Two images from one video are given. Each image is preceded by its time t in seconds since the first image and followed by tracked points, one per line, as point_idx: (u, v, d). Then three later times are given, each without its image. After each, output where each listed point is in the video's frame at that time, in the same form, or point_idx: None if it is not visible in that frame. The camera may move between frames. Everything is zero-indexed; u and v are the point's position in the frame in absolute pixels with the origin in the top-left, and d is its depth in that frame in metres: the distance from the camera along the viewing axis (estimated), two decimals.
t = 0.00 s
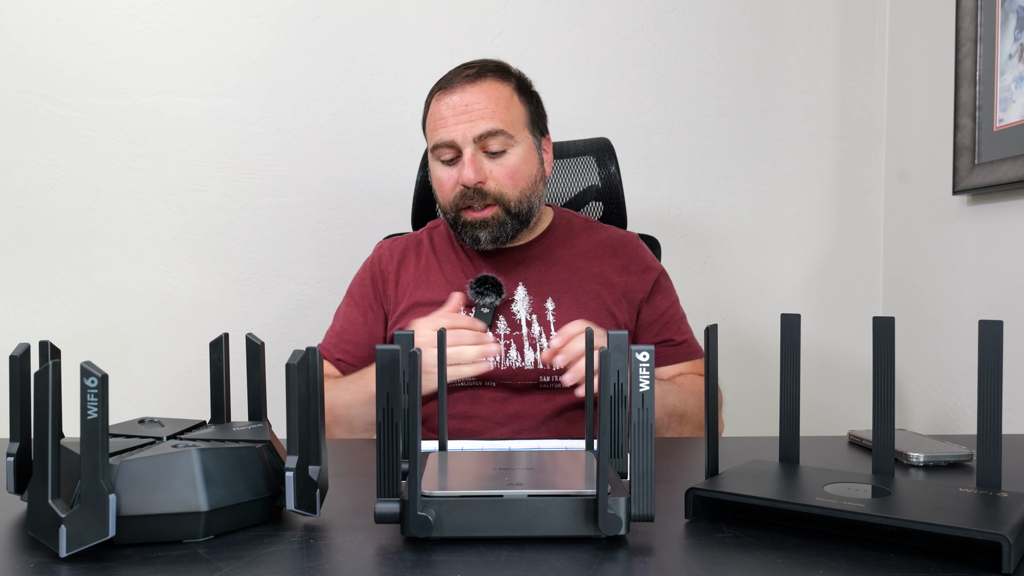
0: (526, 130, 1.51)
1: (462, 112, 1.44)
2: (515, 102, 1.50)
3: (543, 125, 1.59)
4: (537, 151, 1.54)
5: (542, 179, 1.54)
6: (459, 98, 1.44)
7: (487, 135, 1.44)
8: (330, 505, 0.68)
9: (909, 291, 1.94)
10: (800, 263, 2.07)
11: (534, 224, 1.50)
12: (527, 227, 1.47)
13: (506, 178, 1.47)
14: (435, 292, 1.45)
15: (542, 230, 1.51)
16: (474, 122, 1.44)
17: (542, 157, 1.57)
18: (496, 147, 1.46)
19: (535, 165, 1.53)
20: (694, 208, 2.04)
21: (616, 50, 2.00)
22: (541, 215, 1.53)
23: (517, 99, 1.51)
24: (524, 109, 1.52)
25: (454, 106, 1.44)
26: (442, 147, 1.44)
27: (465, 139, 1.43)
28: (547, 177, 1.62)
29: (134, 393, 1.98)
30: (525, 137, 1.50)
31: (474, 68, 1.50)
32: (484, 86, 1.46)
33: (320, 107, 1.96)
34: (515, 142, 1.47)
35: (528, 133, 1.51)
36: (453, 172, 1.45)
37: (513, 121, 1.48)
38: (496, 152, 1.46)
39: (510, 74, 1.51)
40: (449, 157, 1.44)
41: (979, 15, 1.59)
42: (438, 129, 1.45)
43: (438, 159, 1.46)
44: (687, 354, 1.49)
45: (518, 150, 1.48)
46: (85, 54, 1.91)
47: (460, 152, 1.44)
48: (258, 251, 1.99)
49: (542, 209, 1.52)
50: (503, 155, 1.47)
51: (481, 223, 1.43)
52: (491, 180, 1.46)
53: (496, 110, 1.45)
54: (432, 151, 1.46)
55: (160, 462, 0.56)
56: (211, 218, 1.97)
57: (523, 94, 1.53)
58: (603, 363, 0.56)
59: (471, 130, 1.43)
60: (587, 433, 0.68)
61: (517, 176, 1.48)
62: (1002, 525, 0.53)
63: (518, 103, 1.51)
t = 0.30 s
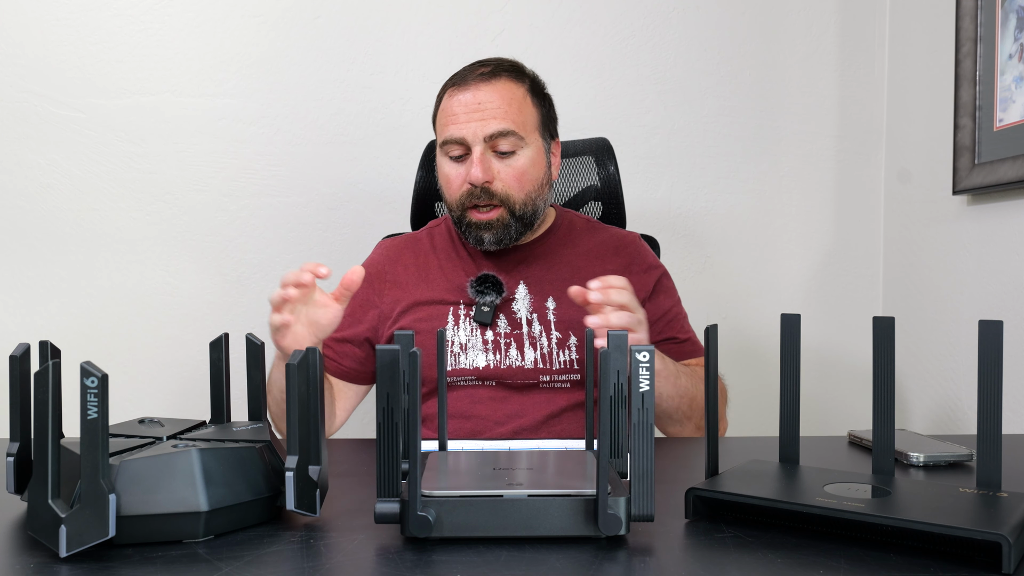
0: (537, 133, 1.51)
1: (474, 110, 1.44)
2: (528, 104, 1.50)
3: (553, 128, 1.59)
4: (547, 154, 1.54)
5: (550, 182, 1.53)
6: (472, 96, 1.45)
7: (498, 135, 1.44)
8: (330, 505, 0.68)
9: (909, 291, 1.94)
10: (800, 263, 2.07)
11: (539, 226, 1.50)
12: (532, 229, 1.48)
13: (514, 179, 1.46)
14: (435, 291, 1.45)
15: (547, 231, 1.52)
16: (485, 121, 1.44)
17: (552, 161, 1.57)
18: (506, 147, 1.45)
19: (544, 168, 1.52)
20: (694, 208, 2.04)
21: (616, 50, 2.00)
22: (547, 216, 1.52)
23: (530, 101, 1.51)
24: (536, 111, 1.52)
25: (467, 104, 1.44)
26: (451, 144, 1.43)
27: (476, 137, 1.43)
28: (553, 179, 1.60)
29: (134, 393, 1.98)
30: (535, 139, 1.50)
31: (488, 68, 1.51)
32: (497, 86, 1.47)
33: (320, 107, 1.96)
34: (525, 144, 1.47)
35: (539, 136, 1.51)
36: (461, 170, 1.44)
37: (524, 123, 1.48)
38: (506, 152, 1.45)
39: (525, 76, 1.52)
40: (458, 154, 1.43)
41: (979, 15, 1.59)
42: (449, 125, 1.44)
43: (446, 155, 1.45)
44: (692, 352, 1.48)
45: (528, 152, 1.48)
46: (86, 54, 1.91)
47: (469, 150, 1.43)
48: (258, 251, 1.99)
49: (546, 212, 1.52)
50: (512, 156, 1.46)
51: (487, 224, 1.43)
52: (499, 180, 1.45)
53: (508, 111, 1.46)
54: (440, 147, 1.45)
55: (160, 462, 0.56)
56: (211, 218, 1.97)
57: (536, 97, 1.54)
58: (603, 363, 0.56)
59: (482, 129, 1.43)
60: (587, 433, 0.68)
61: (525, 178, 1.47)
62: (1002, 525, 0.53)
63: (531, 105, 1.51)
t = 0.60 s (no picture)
0: (537, 130, 1.51)
1: (474, 106, 1.44)
2: (528, 101, 1.50)
3: (554, 126, 1.59)
4: (547, 151, 1.54)
5: (550, 180, 1.53)
6: (472, 92, 1.45)
7: (497, 131, 1.44)
8: (330, 505, 0.68)
9: (910, 291, 1.94)
10: (800, 263, 2.07)
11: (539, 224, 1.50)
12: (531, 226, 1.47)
13: (513, 176, 1.46)
14: (434, 290, 1.45)
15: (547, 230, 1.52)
16: (485, 117, 1.44)
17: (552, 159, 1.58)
18: (505, 143, 1.45)
19: (543, 166, 1.52)
20: (694, 208, 2.04)
21: (615, 50, 2.00)
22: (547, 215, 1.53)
23: (530, 99, 1.51)
24: (536, 109, 1.52)
25: (467, 100, 1.44)
26: (450, 139, 1.44)
27: (475, 133, 1.43)
28: (553, 178, 1.60)
29: (134, 393, 1.98)
30: (535, 136, 1.50)
31: (490, 64, 1.51)
32: (498, 83, 1.47)
33: (320, 107, 1.96)
34: (525, 141, 1.47)
35: (538, 133, 1.51)
36: (461, 165, 1.45)
37: (524, 120, 1.48)
38: (505, 148, 1.46)
39: (526, 74, 1.52)
40: (457, 149, 1.44)
41: (979, 15, 1.59)
42: (449, 121, 1.45)
43: (447, 151, 1.45)
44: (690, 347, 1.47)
45: (527, 149, 1.48)
46: (85, 54, 1.91)
47: (468, 146, 1.44)
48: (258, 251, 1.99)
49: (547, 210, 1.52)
50: (512, 152, 1.47)
51: (485, 221, 1.43)
52: (498, 176, 1.45)
53: (508, 107, 1.46)
54: (441, 142, 1.46)
55: (160, 462, 0.56)
56: (211, 218, 1.97)
57: (536, 95, 1.54)
58: (603, 363, 0.56)
59: (482, 125, 1.43)
60: (587, 433, 0.68)
61: (524, 175, 1.47)
62: (1002, 525, 0.53)
63: (531, 102, 1.51)
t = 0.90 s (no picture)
0: (536, 127, 1.51)
1: (472, 104, 1.44)
2: (526, 99, 1.50)
3: (553, 124, 1.59)
4: (545, 148, 1.54)
5: (549, 177, 1.53)
6: (471, 90, 1.45)
7: (495, 129, 1.44)
8: (331, 505, 0.68)
9: (909, 291, 1.94)
10: (800, 263, 2.07)
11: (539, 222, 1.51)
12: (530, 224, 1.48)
13: (511, 173, 1.46)
14: (436, 289, 1.45)
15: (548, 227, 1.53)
16: (484, 115, 1.44)
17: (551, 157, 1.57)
18: (504, 140, 1.45)
19: (542, 163, 1.52)
20: (694, 208, 2.04)
21: (616, 50, 2.00)
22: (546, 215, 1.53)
23: (528, 96, 1.51)
24: (535, 106, 1.52)
25: (465, 98, 1.44)
26: (449, 138, 1.44)
27: (474, 130, 1.43)
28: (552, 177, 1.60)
29: (134, 393, 1.98)
30: (534, 134, 1.50)
31: (488, 63, 1.51)
32: (496, 80, 1.47)
33: (320, 107, 1.96)
34: (524, 138, 1.47)
35: (537, 130, 1.51)
36: (460, 163, 1.45)
37: (523, 117, 1.48)
38: (503, 145, 1.46)
39: (525, 72, 1.52)
40: (456, 148, 1.44)
41: (979, 15, 1.59)
42: (447, 119, 1.45)
43: (445, 150, 1.45)
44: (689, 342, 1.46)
45: (526, 146, 1.48)
46: (85, 54, 1.92)
47: (467, 143, 1.44)
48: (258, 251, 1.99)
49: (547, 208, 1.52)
50: (510, 149, 1.47)
51: (485, 216, 1.44)
52: (497, 174, 1.45)
53: (506, 105, 1.46)
54: (440, 141, 1.46)
55: (160, 462, 0.56)
56: (211, 218, 1.97)
57: (535, 93, 1.54)
58: (603, 363, 0.56)
59: (480, 122, 1.44)
60: (587, 433, 0.68)
61: (523, 172, 1.47)
62: (1002, 525, 0.53)
63: (530, 100, 1.51)
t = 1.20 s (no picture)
0: (538, 120, 1.52)
1: (475, 97, 1.45)
2: (529, 93, 1.51)
3: (555, 120, 1.60)
4: (548, 141, 1.54)
5: (551, 170, 1.54)
6: (473, 84, 1.46)
7: (498, 120, 1.45)
8: (331, 505, 0.68)
9: (909, 291, 1.94)
10: (800, 263, 2.07)
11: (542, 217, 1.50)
12: (534, 217, 1.47)
13: (514, 164, 1.47)
14: (438, 290, 1.45)
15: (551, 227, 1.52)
16: (486, 106, 1.45)
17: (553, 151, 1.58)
18: (506, 131, 1.46)
19: (545, 155, 1.53)
20: (694, 208, 2.04)
21: (616, 50, 2.00)
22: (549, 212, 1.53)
23: (530, 90, 1.52)
24: (537, 100, 1.52)
25: (467, 92, 1.45)
26: (452, 130, 1.45)
27: (477, 122, 1.44)
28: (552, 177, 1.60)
29: (134, 393, 1.98)
30: (536, 126, 1.51)
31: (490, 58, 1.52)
32: (498, 74, 1.47)
33: (320, 108, 1.96)
34: (526, 129, 1.48)
35: (539, 123, 1.52)
36: (463, 155, 1.45)
37: (525, 109, 1.49)
38: (506, 137, 1.46)
39: (527, 67, 1.53)
40: (459, 140, 1.44)
41: (979, 15, 1.59)
42: (450, 113, 1.46)
43: (448, 143, 1.46)
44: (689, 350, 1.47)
45: (528, 138, 1.48)
46: (85, 54, 1.92)
47: (470, 135, 1.44)
48: (258, 251, 1.99)
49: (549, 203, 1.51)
50: (513, 141, 1.47)
51: (489, 209, 1.42)
52: (499, 164, 1.46)
53: (509, 96, 1.46)
54: (443, 135, 1.46)
55: (160, 462, 0.56)
56: (210, 218, 1.97)
57: (537, 89, 1.54)
58: (603, 363, 0.56)
59: (483, 113, 1.44)
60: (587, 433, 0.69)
61: (526, 163, 1.48)
62: (1002, 525, 0.53)
63: (532, 94, 1.52)
